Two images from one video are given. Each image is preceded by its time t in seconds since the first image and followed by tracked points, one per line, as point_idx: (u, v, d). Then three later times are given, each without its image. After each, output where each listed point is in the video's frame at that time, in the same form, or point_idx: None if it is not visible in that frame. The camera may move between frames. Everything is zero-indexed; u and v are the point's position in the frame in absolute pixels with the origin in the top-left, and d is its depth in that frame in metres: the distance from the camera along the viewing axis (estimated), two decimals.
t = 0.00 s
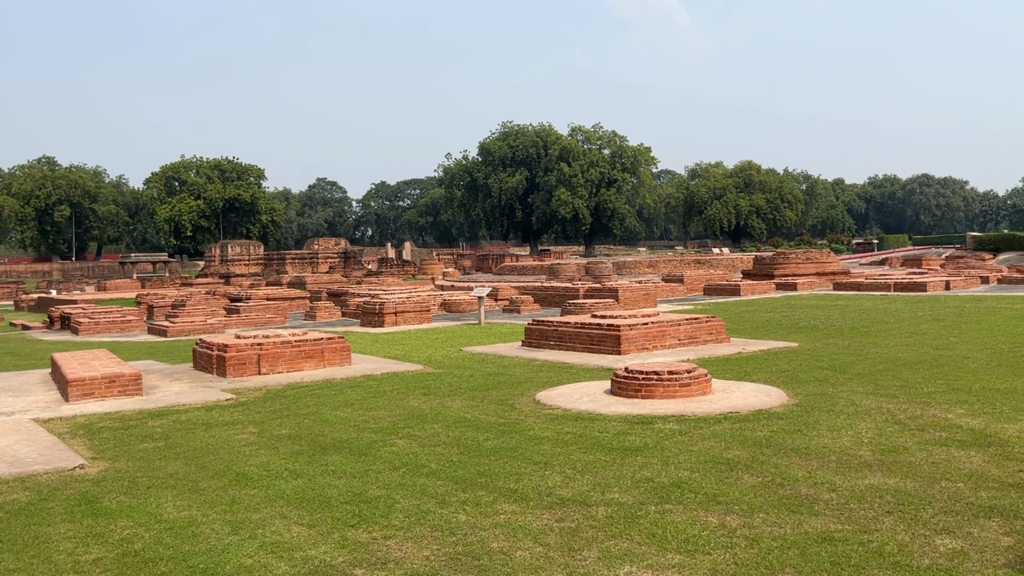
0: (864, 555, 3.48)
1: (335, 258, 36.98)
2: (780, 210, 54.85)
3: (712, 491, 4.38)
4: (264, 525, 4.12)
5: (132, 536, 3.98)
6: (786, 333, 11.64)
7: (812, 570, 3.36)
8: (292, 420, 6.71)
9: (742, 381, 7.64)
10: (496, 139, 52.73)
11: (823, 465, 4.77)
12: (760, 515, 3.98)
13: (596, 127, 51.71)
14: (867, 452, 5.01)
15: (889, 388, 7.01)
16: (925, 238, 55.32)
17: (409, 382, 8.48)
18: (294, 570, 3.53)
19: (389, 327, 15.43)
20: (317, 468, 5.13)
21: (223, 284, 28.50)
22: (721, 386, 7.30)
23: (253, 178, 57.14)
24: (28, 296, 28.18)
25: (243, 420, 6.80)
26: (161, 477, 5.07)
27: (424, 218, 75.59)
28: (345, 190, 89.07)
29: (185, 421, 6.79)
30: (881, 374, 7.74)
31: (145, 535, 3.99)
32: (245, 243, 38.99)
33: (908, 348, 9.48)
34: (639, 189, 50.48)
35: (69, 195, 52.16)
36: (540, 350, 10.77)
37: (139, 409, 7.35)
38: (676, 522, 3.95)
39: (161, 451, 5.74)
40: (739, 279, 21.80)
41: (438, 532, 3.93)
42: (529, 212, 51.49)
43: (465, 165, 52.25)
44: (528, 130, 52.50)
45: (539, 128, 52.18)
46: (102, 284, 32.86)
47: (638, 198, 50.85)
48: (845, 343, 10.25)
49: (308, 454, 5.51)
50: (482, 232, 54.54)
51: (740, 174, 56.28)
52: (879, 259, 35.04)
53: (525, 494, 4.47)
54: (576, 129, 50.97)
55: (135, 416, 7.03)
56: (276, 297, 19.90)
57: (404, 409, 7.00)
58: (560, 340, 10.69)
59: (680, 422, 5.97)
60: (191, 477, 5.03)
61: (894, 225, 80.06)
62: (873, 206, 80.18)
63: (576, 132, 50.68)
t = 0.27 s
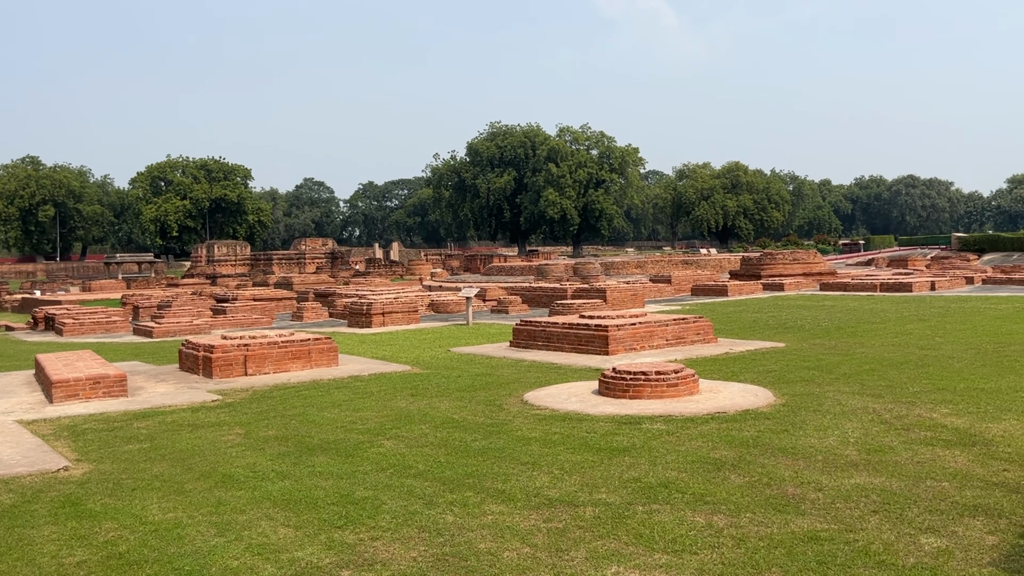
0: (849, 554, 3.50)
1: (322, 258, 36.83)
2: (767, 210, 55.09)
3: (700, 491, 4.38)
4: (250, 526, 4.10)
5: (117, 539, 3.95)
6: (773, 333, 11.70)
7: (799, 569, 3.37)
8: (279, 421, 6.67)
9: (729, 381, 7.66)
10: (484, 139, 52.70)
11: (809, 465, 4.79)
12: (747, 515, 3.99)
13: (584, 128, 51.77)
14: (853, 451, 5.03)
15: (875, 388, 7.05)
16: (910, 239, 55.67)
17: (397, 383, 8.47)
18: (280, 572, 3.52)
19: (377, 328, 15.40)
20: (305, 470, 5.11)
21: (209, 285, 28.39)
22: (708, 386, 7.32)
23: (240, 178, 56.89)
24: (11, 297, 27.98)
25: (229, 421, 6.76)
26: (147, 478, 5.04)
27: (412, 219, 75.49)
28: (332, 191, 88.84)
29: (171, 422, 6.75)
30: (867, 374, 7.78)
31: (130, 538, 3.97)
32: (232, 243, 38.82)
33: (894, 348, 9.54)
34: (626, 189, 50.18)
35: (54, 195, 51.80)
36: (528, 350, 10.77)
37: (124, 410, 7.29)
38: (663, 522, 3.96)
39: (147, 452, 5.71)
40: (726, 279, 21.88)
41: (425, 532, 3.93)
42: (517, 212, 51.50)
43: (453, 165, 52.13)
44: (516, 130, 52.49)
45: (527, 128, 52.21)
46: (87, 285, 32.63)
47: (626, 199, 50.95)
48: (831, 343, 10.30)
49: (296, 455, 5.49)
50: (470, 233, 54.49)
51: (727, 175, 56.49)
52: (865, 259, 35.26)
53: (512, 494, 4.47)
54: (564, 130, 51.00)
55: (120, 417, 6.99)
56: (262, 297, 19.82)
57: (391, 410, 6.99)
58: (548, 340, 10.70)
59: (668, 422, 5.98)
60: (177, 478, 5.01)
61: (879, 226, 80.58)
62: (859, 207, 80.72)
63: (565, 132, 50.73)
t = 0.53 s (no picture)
0: (842, 553, 3.51)
1: (316, 258, 36.72)
2: (760, 210, 55.21)
3: (693, 490, 4.39)
4: (244, 526, 4.09)
5: (110, 539, 3.94)
6: (766, 333, 11.72)
7: (792, 567, 3.38)
8: (273, 422, 6.66)
9: (722, 381, 7.68)
10: (478, 139, 52.67)
11: (802, 464, 4.80)
12: (740, 515, 4.00)
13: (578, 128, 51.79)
14: (845, 451, 5.05)
15: (868, 388, 7.07)
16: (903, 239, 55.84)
17: (390, 382, 8.46)
18: (274, 571, 3.51)
19: (371, 328, 15.38)
20: (298, 470, 5.10)
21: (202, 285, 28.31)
22: (701, 386, 7.33)
23: (234, 178, 56.76)
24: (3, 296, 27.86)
25: (223, 421, 6.74)
26: (139, 478, 5.02)
27: (406, 219, 75.41)
28: (326, 191, 88.70)
29: (164, 423, 6.73)
30: (860, 374, 7.81)
31: (123, 538, 3.96)
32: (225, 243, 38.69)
33: (886, 347, 9.57)
34: (623, 191, 50.94)
35: (46, 194, 51.59)
36: (522, 350, 10.77)
37: (117, 411, 7.27)
38: (657, 521, 3.96)
39: (140, 453, 5.69)
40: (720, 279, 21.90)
41: (419, 532, 3.92)
42: (511, 212, 51.51)
43: (447, 165, 52.03)
44: (510, 130, 52.50)
45: (521, 128, 52.23)
46: (79, 285, 32.45)
47: (620, 199, 50.99)
48: (824, 343, 10.33)
49: (289, 455, 5.48)
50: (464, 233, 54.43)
51: (721, 175, 56.58)
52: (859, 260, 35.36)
53: (506, 494, 4.47)
54: (558, 129, 51.02)
55: (113, 418, 6.96)
56: (255, 297, 19.76)
57: (385, 410, 6.98)
58: (542, 340, 10.69)
59: (661, 422, 5.99)
60: (170, 479, 4.99)
61: (872, 226, 80.83)
62: (852, 207, 80.97)
63: (558, 132, 50.75)
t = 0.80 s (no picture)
0: (844, 552, 3.51)
1: (317, 258, 36.69)
2: (761, 210, 55.16)
3: (694, 490, 4.39)
4: (245, 526, 4.09)
5: (111, 538, 3.94)
6: (767, 333, 11.72)
7: (793, 567, 3.37)
8: (274, 421, 6.66)
9: (724, 380, 7.68)
10: (479, 139, 52.67)
11: (803, 464, 4.80)
12: (741, 515, 3.99)
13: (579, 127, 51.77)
14: (847, 450, 5.04)
15: (869, 387, 7.06)
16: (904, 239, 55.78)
17: (392, 382, 8.46)
18: (275, 571, 3.51)
19: (372, 327, 15.38)
20: (299, 469, 5.10)
21: (204, 284, 28.33)
22: (703, 386, 7.33)
23: (235, 177, 56.77)
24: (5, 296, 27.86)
25: (224, 420, 6.74)
26: (141, 478, 5.02)
27: (407, 218, 75.39)
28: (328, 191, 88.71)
29: (165, 422, 6.74)
30: (862, 374, 7.80)
31: (124, 537, 3.96)
32: (227, 242, 38.69)
33: (888, 347, 9.56)
34: (621, 189, 50.38)
35: (48, 193, 51.59)
36: (523, 349, 10.76)
37: (118, 410, 7.27)
38: (658, 521, 3.96)
39: (141, 452, 5.69)
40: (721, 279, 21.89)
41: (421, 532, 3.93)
42: (512, 212, 51.52)
43: (448, 165, 52.03)
44: (511, 130, 52.50)
45: (522, 127, 52.22)
46: (80, 284, 32.45)
47: (621, 198, 50.96)
48: (825, 342, 10.32)
49: (291, 455, 5.48)
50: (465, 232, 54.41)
51: (722, 175, 56.53)
52: (860, 259, 35.34)
53: (507, 493, 4.47)
54: (559, 129, 50.97)
55: (114, 417, 6.97)
56: (256, 296, 19.77)
57: (386, 409, 6.98)
58: (543, 340, 10.69)
59: (663, 421, 5.99)
60: (172, 478, 5.00)
61: (874, 226, 80.76)
62: (854, 207, 80.93)
63: (560, 132, 50.72)
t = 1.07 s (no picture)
0: (855, 552, 3.50)
1: (327, 257, 36.79)
2: (771, 209, 55.00)
3: (704, 490, 4.38)
4: (256, 524, 4.11)
5: (123, 535, 3.97)
6: (778, 332, 11.68)
7: (804, 567, 3.36)
8: (284, 420, 6.68)
9: (733, 380, 7.66)
10: (488, 138, 52.67)
11: (814, 464, 4.78)
12: (751, 514, 3.99)
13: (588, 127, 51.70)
14: (857, 451, 5.02)
15: (881, 387, 7.02)
16: (915, 238, 55.51)
17: (401, 381, 8.48)
18: (284, 569, 3.52)
19: (381, 326, 15.41)
20: (309, 467, 5.13)
21: (214, 283, 28.48)
22: (713, 386, 7.30)
23: (245, 177, 57.01)
24: (17, 295, 28.03)
25: (235, 419, 6.77)
26: (152, 475, 5.05)
27: (416, 218, 75.52)
28: (337, 190, 88.95)
29: (176, 420, 6.77)
30: (873, 374, 7.76)
31: (136, 534, 3.98)
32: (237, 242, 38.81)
33: (899, 347, 9.51)
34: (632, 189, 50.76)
35: (60, 193, 51.91)
36: (532, 349, 10.76)
37: (129, 408, 7.30)
38: (667, 520, 3.96)
39: (152, 450, 5.72)
40: (731, 279, 21.85)
41: (430, 530, 3.93)
42: (521, 211, 51.52)
43: (457, 164, 52.11)
44: (520, 129, 52.49)
45: (532, 127, 52.21)
46: (92, 284, 32.57)
47: (630, 198, 50.91)
48: (836, 342, 10.27)
49: (300, 453, 5.49)
50: (474, 231, 54.43)
51: (731, 174, 56.38)
52: (871, 258, 35.22)
53: (516, 492, 4.47)
54: (568, 128, 50.95)
55: (125, 415, 7.00)
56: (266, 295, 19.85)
57: (395, 408, 6.99)
58: (552, 339, 10.69)
59: (673, 421, 5.98)
60: (183, 476, 5.02)
61: (885, 225, 80.45)
62: (864, 206, 80.73)
63: (569, 131, 50.70)
